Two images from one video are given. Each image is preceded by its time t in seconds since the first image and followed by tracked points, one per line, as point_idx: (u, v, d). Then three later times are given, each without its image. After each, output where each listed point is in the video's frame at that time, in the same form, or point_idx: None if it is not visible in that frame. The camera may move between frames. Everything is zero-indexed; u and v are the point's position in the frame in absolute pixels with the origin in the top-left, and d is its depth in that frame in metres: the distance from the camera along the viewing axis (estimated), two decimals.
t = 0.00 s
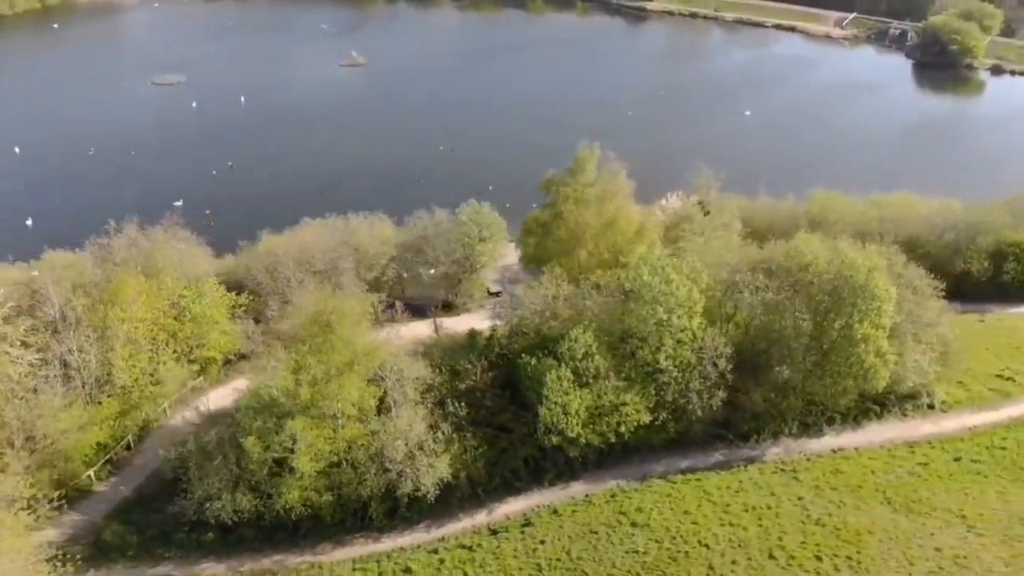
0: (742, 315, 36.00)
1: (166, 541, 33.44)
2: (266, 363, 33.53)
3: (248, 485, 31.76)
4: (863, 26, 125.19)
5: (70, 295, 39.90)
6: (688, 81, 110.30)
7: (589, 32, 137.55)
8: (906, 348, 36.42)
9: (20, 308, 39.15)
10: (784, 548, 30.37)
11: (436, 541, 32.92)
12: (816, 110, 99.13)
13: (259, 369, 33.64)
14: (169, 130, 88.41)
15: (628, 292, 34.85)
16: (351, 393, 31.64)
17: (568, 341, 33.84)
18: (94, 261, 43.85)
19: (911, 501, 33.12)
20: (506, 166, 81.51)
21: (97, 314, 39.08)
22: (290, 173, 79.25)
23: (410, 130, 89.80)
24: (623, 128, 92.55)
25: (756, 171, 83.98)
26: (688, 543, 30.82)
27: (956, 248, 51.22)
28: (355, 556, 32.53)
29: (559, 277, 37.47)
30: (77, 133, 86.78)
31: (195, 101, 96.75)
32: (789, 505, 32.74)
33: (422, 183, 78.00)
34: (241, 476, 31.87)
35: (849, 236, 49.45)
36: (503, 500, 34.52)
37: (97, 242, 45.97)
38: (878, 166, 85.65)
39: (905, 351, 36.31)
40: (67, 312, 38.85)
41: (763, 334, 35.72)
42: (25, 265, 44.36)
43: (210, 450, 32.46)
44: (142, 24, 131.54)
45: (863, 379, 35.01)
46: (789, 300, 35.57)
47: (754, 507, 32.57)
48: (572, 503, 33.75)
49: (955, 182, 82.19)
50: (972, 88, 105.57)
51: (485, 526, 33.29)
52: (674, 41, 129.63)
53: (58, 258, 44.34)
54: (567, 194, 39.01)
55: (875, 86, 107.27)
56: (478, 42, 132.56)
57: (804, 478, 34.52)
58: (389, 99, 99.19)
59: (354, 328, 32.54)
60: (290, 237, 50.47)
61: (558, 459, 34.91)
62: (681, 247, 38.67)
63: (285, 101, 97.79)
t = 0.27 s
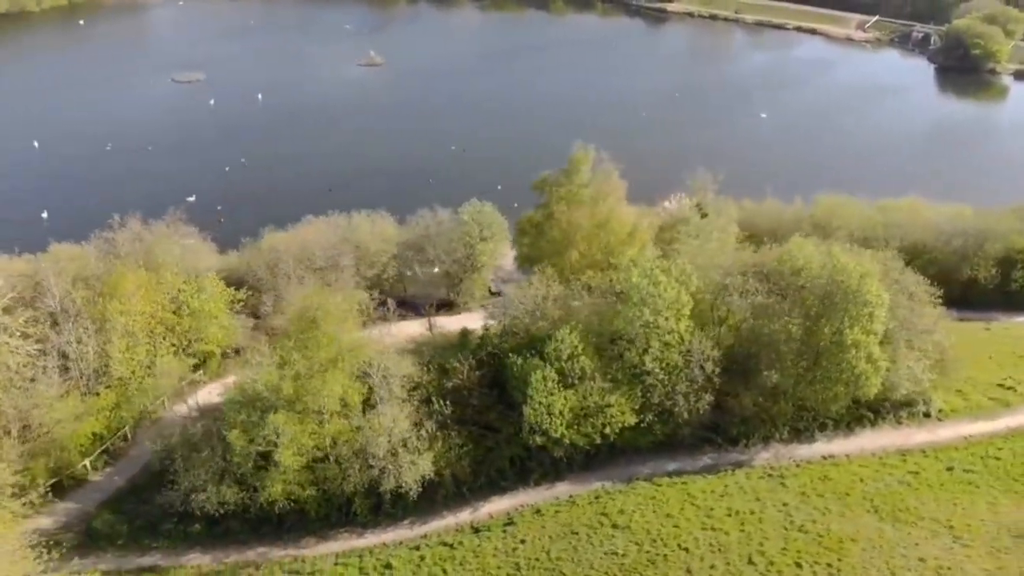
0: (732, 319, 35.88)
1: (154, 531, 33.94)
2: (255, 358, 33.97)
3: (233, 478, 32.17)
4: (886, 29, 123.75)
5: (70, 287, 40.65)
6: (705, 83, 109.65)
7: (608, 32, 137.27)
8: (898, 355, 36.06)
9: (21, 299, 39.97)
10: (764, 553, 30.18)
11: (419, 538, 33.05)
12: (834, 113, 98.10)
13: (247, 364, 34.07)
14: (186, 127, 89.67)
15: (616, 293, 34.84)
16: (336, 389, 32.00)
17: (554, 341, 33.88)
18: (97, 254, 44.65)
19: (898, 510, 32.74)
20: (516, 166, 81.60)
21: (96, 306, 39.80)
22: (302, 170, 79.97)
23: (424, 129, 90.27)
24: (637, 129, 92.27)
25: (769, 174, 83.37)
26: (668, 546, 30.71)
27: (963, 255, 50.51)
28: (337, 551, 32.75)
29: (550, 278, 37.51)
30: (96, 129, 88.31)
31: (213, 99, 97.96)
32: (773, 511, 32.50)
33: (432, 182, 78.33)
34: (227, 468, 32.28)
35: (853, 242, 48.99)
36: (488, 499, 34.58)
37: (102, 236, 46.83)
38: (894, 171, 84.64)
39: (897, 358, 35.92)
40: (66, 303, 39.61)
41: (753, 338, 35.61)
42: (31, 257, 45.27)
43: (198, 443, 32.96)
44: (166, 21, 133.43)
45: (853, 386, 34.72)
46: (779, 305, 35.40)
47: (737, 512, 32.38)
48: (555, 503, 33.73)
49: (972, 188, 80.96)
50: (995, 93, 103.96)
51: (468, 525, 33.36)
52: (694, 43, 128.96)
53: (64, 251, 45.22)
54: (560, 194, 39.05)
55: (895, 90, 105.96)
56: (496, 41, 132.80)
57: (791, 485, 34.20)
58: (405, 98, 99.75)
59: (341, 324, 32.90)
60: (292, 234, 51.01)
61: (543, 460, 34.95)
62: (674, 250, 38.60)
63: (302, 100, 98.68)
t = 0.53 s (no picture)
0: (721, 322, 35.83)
1: (143, 521, 34.47)
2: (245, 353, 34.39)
3: (220, 470, 32.64)
4: (907, 32, 122.28)
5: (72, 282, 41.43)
6: (721, 85, 108.92)
7: (627, 33, 136.93)
8: (890, 361, 35.69)
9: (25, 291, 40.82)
10: (743, 558, 30.01)
11: (402, 534, 33.19)
12: (851, 115, 97.04)
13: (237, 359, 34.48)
14: (202, 124, 90.83)
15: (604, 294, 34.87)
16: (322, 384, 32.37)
17: (541, 341, 33.93)
18: (101, 248, 45.47)
19: (884, 518, 32.39)
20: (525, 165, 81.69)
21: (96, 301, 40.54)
22: (313, 168, 80.67)
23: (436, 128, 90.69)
24: (649, 130, 91.96)
25: (780, 176, 82.74)
26: (647, 549, 30.65)
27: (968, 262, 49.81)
28: (321, 545, 32.99)
29: (541, 278, 37.57)
30: (114, 125, 89.58)
31: (229, 96, 99.08)
32: (756, 516, 32.30)
33: (440, 180, 78.61)
34: (214, 461, 32.73)
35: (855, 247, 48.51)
36: (472, 497, 34.67)
37: (107, 230, 47.67)
38: (908, 175, 83.62)
39: (889, 365, 35.55)
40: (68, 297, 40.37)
41: (742, 342, 35.65)
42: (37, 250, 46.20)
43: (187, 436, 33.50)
44: (189, 19, 135.20)
45: (842, 391, 34.47)
46: (768, 309, 35.34)
47: (720, 516, 32.21)
48: (539, 503, 33.75)
49: (989, 193, 79.68)
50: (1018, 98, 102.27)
51: (451, 522, 33.47)
52: (712, 44, 128.23)
53: (68, 245, 46.11)
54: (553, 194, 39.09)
55: (915, 93, 104.61)
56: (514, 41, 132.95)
57: (778, 490, 33.95)
58: (419, 97, 100.26)
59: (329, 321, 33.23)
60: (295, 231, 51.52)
61: (529, 459, 35.00)
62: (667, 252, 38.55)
63: (317, 98, 99.50)
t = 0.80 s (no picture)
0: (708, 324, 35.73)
1: (131, 507, 35.16)
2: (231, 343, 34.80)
3: (205, 460, 33.33)
4: (935, 35, 120.30)
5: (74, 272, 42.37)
6: (742, 86, 107.94)
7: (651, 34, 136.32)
8: (878, 367, 35.31)
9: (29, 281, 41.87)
10: (716, 561, 29.84)
11: (381, 527, 33.42)
12: (872, 119, 95.70)
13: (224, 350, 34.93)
14: (222, 119, 92.24)
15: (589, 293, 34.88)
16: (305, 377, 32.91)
17: (524, 338, 33.97)
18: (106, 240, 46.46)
19: (865, 525, 31.99)
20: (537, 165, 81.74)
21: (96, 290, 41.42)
22: (327, 164, 81.53)
23: (452, 127, 91.15)
24: (665, 131, 91.54)
25: (794, 179, 81.93)
26: (621, 549, 30.60)
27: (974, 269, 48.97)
28: (302, 535, 33.33)
29: (530, 276, 37.62)
30: (136, 120, 91.28)
31: (250, 93, 100.41)
32: (735, 519, 32.07)
33: (451, 178, 79.00)
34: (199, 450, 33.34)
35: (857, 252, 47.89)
36: (454, 492, 34.80)
37: (113, 222, 48.68)
38: (927, 179, 82.26)
39: (878, 371, 35.11)
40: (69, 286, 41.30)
41: (727, 346, 35.80)
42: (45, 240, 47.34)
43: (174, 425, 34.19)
44: (217, 16, 137.18)
45: (828, 396, 34.16)
46: (754, 313, 35.17)
47: (697, 519, 32.03)
48: (519, 500, 33.80)
49: (1008, 199, 78.09)
50: None
51: (431, 517, 33.65)
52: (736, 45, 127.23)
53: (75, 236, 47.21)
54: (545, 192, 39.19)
55: (940, 97, 102.84)
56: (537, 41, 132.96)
57: (759, 494, 33.66)
58: (437, 96, 100.77)
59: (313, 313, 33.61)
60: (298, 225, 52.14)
61: (511, 456, 35.09)
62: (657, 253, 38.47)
63: (336, 95, 100.48)
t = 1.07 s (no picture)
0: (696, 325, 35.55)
1: (122, 496, 35.75)
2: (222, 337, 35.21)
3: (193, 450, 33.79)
4: (958, 38, 118.56)
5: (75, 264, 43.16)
6: (759, 88, 107.19)
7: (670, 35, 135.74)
8: (868, 372, 34.99)
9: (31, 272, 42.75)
10: (694, 563, 29.74)
11: (365, 521, 33.66)
12: (888, 122, 94.57)
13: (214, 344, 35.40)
14: (237, 117, 93.29)
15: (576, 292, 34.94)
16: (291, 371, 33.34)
17: (510, 337, 34.07)
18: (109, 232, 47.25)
19: (849, 531, 31.68)
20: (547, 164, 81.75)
21: (96, 282, 42.17)
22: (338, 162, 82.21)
23: (464, 126, 91.45)
24: (677, 132, 91.17)
25: (805, 180, 81.24)
26: (600, 549, 30.58)
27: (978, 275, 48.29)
28: (287, 528, 33.66)
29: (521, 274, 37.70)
30: (153, 116, 92.61)
31: (266, 90, 101.43)
32: (717, 522, 31.92)
33: (460, 177, 79.30)
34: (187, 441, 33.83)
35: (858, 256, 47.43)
36: (439, 489, 34.96)
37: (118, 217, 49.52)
38: (941, 182, 81.12)
39: (867, 376, 34.81)
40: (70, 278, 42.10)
41: (714, 346, 35.51)
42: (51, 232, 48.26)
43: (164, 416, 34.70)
44: (239, 14, 138.64)
45: (814, 400, 33.94)
46: (741, 315, 35.03)
47: (679, 520, 31.92)
48: (502, 498, 33.88)
49: None
50: None
51: (414, 512, 33.81)
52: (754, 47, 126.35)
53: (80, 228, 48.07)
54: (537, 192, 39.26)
55: (960, 100, 101.38)
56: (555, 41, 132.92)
57: (744, 496, 33.46)
58: (452, 96, 101.15)
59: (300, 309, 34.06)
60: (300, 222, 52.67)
61: (496, 453, 35.18)
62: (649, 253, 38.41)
63: (352, 93, 101.21)
